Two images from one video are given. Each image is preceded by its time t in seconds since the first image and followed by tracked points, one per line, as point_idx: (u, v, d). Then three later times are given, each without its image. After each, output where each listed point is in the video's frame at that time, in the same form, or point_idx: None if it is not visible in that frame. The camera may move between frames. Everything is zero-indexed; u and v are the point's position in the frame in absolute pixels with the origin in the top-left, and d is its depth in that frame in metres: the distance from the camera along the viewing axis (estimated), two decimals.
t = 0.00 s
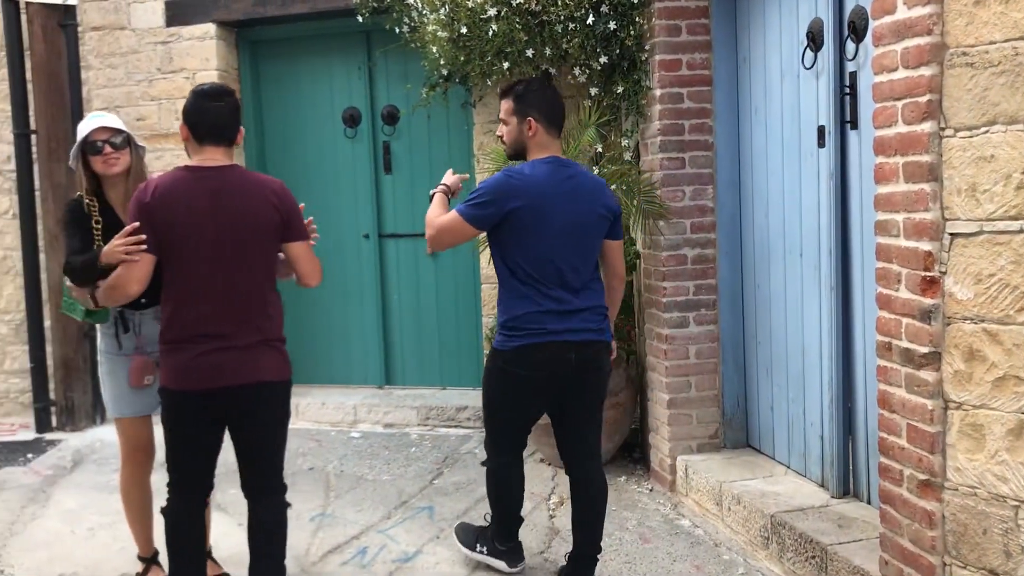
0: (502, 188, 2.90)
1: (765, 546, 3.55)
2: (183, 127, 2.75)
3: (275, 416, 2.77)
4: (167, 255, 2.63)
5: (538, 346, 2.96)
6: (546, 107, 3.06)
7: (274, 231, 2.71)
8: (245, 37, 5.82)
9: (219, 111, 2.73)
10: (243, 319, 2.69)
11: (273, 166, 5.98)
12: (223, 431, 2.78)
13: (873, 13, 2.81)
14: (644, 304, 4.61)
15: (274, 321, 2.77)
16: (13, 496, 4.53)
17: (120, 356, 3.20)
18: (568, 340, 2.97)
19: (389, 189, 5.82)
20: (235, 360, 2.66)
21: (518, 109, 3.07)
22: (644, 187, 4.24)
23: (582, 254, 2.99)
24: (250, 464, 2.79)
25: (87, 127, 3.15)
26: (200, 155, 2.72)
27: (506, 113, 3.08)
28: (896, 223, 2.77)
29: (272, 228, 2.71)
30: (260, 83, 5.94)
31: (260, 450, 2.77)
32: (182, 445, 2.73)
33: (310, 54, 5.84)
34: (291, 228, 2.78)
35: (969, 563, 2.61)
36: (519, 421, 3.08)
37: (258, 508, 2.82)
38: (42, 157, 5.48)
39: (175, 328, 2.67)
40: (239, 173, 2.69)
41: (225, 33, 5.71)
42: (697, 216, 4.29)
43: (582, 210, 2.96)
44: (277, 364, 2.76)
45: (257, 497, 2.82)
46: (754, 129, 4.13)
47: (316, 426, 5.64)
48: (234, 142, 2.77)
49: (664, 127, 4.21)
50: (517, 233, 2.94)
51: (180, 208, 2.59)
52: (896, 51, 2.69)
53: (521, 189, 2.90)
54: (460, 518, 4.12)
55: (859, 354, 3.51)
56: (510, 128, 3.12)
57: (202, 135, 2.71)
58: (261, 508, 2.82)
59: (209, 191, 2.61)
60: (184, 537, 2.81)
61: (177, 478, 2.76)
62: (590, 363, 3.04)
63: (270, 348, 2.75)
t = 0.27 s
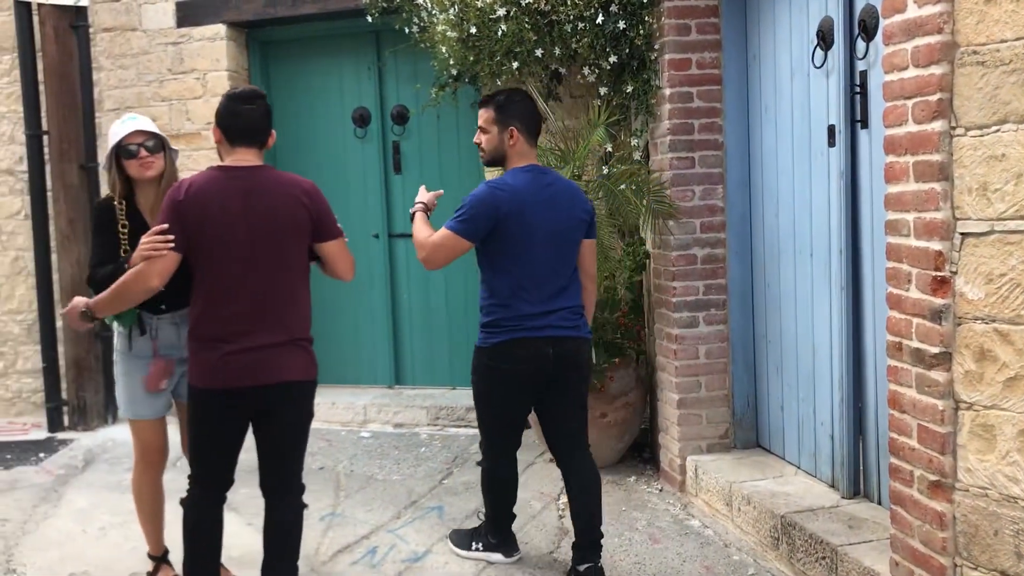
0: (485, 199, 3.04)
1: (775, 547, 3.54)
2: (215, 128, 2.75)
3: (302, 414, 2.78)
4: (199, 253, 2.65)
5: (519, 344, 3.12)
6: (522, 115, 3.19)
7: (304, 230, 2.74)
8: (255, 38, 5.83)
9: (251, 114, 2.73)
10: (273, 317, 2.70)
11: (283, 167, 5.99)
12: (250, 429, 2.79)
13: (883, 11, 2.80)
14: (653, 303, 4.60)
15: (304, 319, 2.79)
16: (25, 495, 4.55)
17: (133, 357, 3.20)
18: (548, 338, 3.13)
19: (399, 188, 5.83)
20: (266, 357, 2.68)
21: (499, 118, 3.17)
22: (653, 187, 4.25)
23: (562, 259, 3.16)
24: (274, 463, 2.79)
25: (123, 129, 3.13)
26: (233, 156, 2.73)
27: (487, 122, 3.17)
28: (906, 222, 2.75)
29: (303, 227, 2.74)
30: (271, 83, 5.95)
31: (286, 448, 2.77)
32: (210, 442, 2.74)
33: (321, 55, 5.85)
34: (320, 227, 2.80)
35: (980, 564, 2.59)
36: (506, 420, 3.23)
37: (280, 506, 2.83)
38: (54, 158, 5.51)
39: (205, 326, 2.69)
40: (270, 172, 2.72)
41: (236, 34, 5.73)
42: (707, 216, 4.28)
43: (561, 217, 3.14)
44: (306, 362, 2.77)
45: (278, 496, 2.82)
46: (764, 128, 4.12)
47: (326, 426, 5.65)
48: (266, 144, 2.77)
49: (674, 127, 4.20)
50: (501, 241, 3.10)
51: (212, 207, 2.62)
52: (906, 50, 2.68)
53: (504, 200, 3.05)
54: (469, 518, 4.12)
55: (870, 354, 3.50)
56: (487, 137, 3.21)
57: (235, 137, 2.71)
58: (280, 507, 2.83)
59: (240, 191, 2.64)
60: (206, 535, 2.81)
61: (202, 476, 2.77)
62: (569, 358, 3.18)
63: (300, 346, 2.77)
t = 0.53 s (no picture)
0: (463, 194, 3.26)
1: (781, 547, 3.53)
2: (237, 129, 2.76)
3: (314, 413, 2.81)
4: (218, 251, 2.64)
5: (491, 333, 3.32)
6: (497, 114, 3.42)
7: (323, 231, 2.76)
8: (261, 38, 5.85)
9: (271, 114, 2.74)
10: (291, 316, 2.72)
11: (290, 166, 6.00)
12: (262, 429, 2.80)
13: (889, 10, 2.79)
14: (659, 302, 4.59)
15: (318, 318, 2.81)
16: (31, 493, 4.57)
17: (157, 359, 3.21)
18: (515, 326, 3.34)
19: (405, 187, 5.83)
20: (283, 357, 2.70)
21: (475, 118, 3.38)
22: (659, 186, 4.23)
23: (531, 253, 3.41)
24: (284, 462, 2.81)
25: (165, 129, 3.12)
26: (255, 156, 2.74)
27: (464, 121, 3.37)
28: (912, 221, 2.75)
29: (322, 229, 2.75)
30: (277, 83, 5.96)
31: (295, 448, 2.80)
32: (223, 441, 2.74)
33: (327, 54, 5.86)
34: (337, 227, 2.83)
35: (986, 564, 2.59)
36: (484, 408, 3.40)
37: (287, 507, 2.83)
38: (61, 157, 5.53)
39: (223, 324, 2.68)
40: (290, 173, 2.73)
41: (242, 34, 5.74)
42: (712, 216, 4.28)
43: (531, 211, 3.39)
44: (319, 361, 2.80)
45: (284, 496, 2.84)
46: (770, 128, 4.11)
47: (332, 425, 5.66)
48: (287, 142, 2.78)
49: (679, 126, 4.19)
50: (478, 236, 3.32)
51: (236, 206, 2.61)
52: (913, 48, 2.67)
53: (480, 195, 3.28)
54: (474, 517, 4.13)
55: (876, 354, 3.49)
56: (463, 135, 3.42)
57: (255, 137, 2.72)
58: (287, 507, 2.84)
59: (264, 189, 2.65)
60: (214, 536, 2.82)
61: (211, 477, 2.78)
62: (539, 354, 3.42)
63: (313, 346, 2.79)
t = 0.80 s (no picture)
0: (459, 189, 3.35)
1: (784, 546, 3.53)
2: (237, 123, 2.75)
3: (320, 410, 2.85)
4: (224, 252, 2.62)
5: (491, 326, 3.42)
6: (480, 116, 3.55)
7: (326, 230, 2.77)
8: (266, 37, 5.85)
9: (273, 109, 2.73)
10: (299, 316, 2.73)
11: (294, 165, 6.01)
12: (267, 427, 2.80)
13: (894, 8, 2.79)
14: (662, 301, 4.58)
15: (323, 316, 2.83)
16: (36, 491, 4.58)
17: (167, 356, 3.21)
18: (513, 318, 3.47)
19: (408, 187, 5.83)
20: (291, 357, 2.71)
21: (462, 118, 3.49)
22: (663, 185, 4.23)
23: (517, 247, 3.56)
24: (292, 461, 2.83)
25: (193, 128, 3.18)
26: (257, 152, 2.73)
27: (453, 122, 3.47)
28: (917, 221, 2.74)
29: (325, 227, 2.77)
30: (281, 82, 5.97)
31: (301, 445, 2.83)
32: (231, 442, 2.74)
33: (331, 53, 5.86)
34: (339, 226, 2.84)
35: (991, 564, 2.58)
36: (480, 402, 3.49)
37: (294, 506, 2.86)
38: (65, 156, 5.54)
39: (231, 325, 2.67)
40: (292, 172, 2.73)
41: (247, 33, 5.74)
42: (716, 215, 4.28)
43: (514, 208, 3.55)
44: (325, 359, 2.83)
45: (292, 495, 2.85)
46: (774, 127, 4.11)
47: (335, 424, 5.67)
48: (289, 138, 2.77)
49: (683, 125, 4.19)
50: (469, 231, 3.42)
51: (242, 206, 2.60)
52: (918, 47, 2.67)
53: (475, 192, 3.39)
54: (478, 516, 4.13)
55: (879, 354, 3.49)
56: (448, 136, 3.52)
57: (258, 134, 2.71)
58: (294, 505, 2.86)
59: (270, 189, 2.65)
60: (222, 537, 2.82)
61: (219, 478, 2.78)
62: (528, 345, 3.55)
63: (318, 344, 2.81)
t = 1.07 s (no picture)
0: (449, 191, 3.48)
1: (787, 547, 3.53)
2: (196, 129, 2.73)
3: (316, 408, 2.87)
4: (211, 257, 2.62)
5: (479, 325, 3.55)
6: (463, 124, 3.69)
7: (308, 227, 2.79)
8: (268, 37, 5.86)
9: (232, 110, 2.72)
10: (292, 316, 2.75)
11: (297, 165, 6.01)
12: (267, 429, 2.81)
13: (897, 9, 2.78)
14: (665, 302, 4.58)
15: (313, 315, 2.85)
16: (39, 491, 4.58)
17: (165, 359, 3.21)
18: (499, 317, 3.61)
19: (410, 188, 5.83)
20: (287, 356, 2.72)
21: (448, 124, 3.63)
22: (665, 186, 4.24)
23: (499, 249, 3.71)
24: (290, 462, 2.86)
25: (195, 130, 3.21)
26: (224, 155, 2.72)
27: (439, 128, 3.61)
28: (920, 222, 2.74)
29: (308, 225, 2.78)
30: (283, 83, 5.97)
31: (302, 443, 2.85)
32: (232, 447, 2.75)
33: (333, 53, 5.86)
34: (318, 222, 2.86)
35: (994, 566, 2.58)
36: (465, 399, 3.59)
37: (292, 506, 2.88)
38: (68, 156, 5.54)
39: (225, 330, 2.67)
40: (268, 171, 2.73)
41: (249, 33, 5.75)
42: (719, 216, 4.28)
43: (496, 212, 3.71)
44: (319, 356, 2.85)
45: (291, 496, 2.88)
46: (776, 129, 4.11)
47: (337, 424, 5.67)
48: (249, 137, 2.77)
49: (685, 126, 4.19)
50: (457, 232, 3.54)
51: (225, 209, 2.59)
52: (921, 49, 2.67)
53: (464, 194, 3.53)
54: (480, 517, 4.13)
55: (882, 355, 3.48)
56: (434, 142, 3.65)
57: (222, 136, 2.70)
58: (292, 505, 2.88)
59: (252, 189, 2.65)
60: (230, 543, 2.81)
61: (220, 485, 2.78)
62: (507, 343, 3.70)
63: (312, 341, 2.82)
